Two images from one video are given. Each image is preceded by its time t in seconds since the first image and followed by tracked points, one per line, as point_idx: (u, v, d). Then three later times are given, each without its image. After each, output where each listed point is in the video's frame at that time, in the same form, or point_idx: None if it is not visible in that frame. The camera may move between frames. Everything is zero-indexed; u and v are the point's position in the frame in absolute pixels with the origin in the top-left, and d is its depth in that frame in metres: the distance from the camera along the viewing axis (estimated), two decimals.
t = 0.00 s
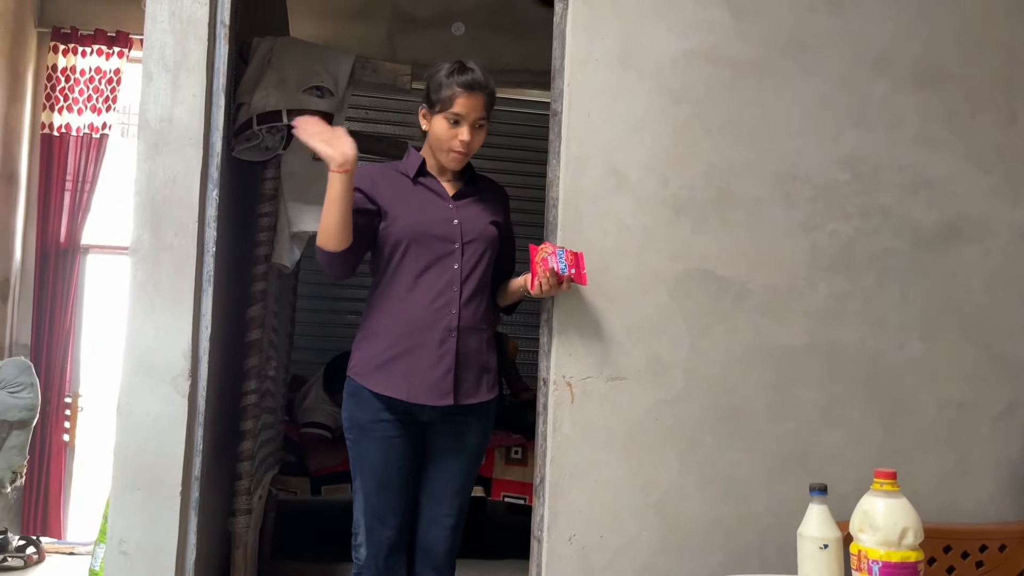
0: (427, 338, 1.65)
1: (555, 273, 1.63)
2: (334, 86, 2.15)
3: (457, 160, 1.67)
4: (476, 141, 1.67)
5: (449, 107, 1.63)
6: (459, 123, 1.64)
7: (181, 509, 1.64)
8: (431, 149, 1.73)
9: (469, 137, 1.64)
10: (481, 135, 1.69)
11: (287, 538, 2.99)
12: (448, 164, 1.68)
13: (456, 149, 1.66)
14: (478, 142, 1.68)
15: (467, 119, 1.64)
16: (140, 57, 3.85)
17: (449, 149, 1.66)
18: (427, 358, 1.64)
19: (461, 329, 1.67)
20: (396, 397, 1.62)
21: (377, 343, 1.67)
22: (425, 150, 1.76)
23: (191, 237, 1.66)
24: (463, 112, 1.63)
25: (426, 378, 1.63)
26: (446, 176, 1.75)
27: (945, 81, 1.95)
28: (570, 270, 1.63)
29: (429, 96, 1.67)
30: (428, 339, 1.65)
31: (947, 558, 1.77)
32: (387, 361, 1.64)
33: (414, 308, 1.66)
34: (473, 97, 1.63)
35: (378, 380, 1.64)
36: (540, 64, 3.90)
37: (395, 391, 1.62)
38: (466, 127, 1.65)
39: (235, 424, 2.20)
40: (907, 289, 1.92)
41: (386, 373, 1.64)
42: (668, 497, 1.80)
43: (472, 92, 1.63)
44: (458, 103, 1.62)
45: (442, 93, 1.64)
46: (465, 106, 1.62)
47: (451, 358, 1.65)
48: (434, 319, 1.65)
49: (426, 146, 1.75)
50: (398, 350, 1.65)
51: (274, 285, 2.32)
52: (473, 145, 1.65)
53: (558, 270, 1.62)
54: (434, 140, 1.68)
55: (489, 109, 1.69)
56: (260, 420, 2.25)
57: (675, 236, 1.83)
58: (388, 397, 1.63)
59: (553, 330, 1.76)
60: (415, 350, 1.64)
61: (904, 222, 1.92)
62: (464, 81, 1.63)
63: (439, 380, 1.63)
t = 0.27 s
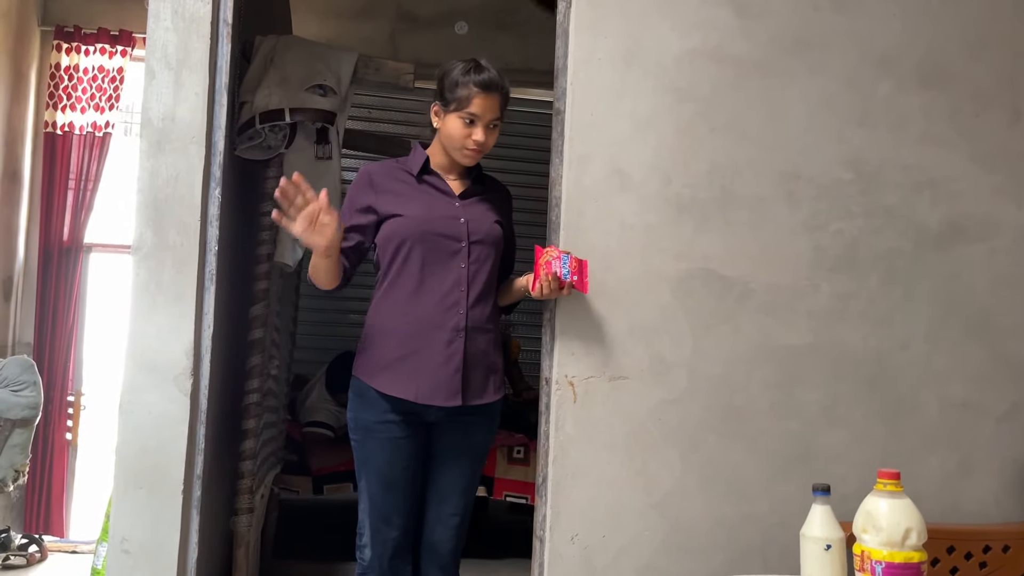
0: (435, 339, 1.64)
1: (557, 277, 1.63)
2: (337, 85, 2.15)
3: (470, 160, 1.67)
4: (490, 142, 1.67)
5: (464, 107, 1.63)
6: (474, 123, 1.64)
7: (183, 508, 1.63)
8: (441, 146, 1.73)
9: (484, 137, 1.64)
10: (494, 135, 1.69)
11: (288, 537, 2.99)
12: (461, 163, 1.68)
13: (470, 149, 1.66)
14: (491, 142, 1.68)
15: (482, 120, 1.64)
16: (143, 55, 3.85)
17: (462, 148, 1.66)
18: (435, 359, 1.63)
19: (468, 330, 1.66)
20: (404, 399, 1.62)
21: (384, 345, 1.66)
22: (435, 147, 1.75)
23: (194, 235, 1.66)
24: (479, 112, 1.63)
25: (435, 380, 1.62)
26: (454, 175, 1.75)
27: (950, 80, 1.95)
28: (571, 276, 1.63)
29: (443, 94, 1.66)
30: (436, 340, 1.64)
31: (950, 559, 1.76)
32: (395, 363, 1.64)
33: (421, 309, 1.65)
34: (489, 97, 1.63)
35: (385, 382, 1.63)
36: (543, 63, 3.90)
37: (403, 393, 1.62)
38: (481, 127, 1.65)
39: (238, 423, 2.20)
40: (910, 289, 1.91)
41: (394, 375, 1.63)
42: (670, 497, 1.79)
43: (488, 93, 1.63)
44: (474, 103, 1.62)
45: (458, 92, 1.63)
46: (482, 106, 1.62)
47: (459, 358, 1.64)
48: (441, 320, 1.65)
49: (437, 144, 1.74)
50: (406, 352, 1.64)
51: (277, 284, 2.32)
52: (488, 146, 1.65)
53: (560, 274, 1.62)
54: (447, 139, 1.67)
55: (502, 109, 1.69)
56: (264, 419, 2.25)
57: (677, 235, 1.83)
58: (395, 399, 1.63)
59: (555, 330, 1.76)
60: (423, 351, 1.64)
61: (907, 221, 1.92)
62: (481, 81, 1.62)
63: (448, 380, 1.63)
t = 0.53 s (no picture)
0: (435, 336, 1.64)
1: (550, 278, 1.63)
2: (339, 83, 2.15)
3: (473, 155, 1.67)
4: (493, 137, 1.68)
5: (469, 102, 1.63)
6: (479, 118, 1.64)
7: (185, 506, 1.64)
8: (442, 141, 1.72)
9: (487, 133, 1.64)
10: (496, 132, 1.69)
11: (290, 536, 3.00)
12: (463, 158, 1.68)
13: (474, 144, 1.66)
14: (494, 138, 1.68)
15: (487, 115, 1.64)
16: (145, 54, 3.85)
17: (466, 143, 1.66)
18: (436, 357, 1.63)
19: (469, 328, 1.66)
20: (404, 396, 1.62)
21: (383, 343, 1.66)
22: (436, 142, 1.75)
23: (196, 233, 1.66)
24: (484, 107, 1.63)
25: (436, 378, 1.62)
26: (454, 171, 1.75)
27: (951, 80, 1.95)
28: (565, 276, 1.62)
29: (446, 89, 1.66)
30: (436, 337, 1.64)
31: (951, 558, 1.76)
32: (396, 361, 1.64)
33: (421, 307, 1.65)
34: (494, 93, 1.64)
35: (385, 380, 1.63)
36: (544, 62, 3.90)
37: (404, 391, 1.62)
38: (485, 123, 1.65)
39: (240, 422, 2.21)
40: (911, 289, 1.91)
41: (394, 373, 1.63)
42: (671, 496, 1.79)
43: (493, 89, 1.63)
44: (480, 97, 1.62)
45: (463, 87, 1.63)
46: (487, 101, 1.63)
47: (460, 356, 1.64)
48: (442, 317, 1.65)
49: (438, 139, 1.74)
50: (406, 350, 1.64)
51: (279, 283, 2.32)
52: (491, 142, 1.65)
53: (552, 275, 1.62)
54: (450, 134, 1.67)
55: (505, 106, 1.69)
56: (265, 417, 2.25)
57: (678, 235, 1.83)
58: (396, 397, 1.63)
59: (557, 328, 1.76)
60: (423, 349, 1.64)
61: (909, 221, 1.92)
62: (487, 76, 1.63)
63: (449, 379, 1.63)
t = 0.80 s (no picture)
0: (434, 333, 1.64)
1: (540, 278, 1.62)
2: (340, 81, 2.15)
3: (473, 152, 1.68)
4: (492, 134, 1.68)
5: (469, 102, 1.62)
6: (479, 118, 1.64)
7: (186, 502, 1.64)
8: (441, 136, 1.72)
9: (488, 132, 1.65)
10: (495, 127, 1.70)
11: (291, 534, 3.00)
12: (463, 155, 1.68)
13: (474, 142, 1.66)
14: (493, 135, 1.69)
15: (486, 114, 1.64)
16: (146, 53, 3.85)
17: (466, 141, 1.66)
18: (435, 354, 1.63)
19: (468, 324, 1.66)
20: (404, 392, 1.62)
21: (383, 339, 1.66)
22: (434, 136, 1.74)
23: (197, 230, 1.66)
24: (484, 107, 1.63)
25: (435, 374, 1.63)
26: (452, 166, 1.76)
27: (952, 78, 1.95)
28: (554, 275, 1.61)
29: (445, 86, 1.65)
30: (435, 333, 1.64)
31: (951, 555, 1.77)
32: (395, 357, 1.64)
33: (420, 303, 1.66)
34: (493, 91, 1.63)
35: (384, 376, 1.64)
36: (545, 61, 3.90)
37: (404, 387, 1.62)
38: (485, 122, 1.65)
39: (241, 419, 2.21)
40: (912, 287, 1.91)
41: (393, 369, 1.64)
42: (672, 493, 1.80)
43: (493, 87, 1.62)
44: (480, 97, 1.61)
45: (462, 86, 1.62)
46: (487, 101, 1.62)
47: (460, 352, 1.64)
48: (441, 313, 1.65)
49: (435, 133, 1.73)
50: (405, 346, 1.64)
51: (280, 280, 2.32)
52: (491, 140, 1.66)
53: (543, 276, 1.61)
54: (449, 131, 1.67)
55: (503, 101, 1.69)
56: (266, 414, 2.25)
57: (679, 233, 1.83)
58: (395, 394, 1.64)
59: (558, 326, 1.77)
60: (423, 346, 1.64)
61: (909, 219, 1.92)
62: (486, 75, 1.62)
63: (449, 375, 1.63)
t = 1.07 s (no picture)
0: (430, 333, 1.65)
1: (541, 282, 1.63)
2: (339, 81, 2.16)
3: (472, 154, 1.69)
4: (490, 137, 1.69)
5: (469, 107, 1.62)
6: (479, 122, 1.64)
7: (185, 501, 1.64)
8: (438, 138, 1.72)
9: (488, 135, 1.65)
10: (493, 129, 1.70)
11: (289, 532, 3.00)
12: (463, 159, 1.69)
13: (474, 146, 1.67)
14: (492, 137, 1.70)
15: (486, 118, 1.64)
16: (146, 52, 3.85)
17: (465, 145, 1.67)
18: (430, 354, 1.64)
19: (464, 325, 1.67)
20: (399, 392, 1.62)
21: (378, 339, 1.66)
22: (430, 137, 1.74)
23: (196, 229, 1.67)
24: (483, 111, 1.63)
25: (430, 375, 1.63)
26: (450, 167, 1.75)
27: (952, 78, 1.95)
28: (555, 276, 1.63)
29: (443, 90, 1.64)
30: (431, 334, 1.65)
31: (949, 555, 1.77)
32: (390, 357, 1.64)
33: (415, 303, 1.66)
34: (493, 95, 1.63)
35: (379, 376, 1.64)
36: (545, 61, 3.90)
37: (399, 387, 1.62)
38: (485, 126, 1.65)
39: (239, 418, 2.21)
40: (911, 287, 1.92)
41: (388, 369, 1.64)
42: (670, 493, 1.80)
43: (492, 91, 1.62)
44: (480, 103, 1.62)
45: (462, 90, 1.62)
46: (487, 105, 1.62)
47: (455, 353, 1.65)
48: (436, 314, 1.65)
49: (433, 134, 1.72)
50: (401, 346, 1.64)
51: (279, 280, 2.32)
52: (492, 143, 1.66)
53: (542, 278, 1.63)
54: (448, 135, 1.67)
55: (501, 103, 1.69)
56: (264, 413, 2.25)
57: (678, 232, 1.83)
58: (390, 393, 1.64)
59: (556, 325, 1.77)
60: (418, 346, 1.64)
61: (908, 219, 1.92)
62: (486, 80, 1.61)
63: (443, 376, 1.63)
